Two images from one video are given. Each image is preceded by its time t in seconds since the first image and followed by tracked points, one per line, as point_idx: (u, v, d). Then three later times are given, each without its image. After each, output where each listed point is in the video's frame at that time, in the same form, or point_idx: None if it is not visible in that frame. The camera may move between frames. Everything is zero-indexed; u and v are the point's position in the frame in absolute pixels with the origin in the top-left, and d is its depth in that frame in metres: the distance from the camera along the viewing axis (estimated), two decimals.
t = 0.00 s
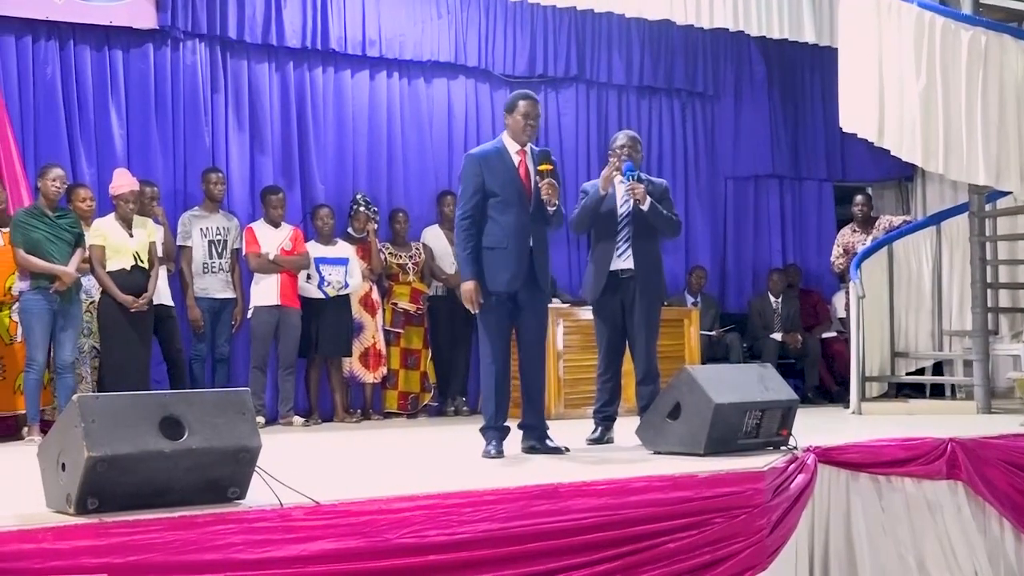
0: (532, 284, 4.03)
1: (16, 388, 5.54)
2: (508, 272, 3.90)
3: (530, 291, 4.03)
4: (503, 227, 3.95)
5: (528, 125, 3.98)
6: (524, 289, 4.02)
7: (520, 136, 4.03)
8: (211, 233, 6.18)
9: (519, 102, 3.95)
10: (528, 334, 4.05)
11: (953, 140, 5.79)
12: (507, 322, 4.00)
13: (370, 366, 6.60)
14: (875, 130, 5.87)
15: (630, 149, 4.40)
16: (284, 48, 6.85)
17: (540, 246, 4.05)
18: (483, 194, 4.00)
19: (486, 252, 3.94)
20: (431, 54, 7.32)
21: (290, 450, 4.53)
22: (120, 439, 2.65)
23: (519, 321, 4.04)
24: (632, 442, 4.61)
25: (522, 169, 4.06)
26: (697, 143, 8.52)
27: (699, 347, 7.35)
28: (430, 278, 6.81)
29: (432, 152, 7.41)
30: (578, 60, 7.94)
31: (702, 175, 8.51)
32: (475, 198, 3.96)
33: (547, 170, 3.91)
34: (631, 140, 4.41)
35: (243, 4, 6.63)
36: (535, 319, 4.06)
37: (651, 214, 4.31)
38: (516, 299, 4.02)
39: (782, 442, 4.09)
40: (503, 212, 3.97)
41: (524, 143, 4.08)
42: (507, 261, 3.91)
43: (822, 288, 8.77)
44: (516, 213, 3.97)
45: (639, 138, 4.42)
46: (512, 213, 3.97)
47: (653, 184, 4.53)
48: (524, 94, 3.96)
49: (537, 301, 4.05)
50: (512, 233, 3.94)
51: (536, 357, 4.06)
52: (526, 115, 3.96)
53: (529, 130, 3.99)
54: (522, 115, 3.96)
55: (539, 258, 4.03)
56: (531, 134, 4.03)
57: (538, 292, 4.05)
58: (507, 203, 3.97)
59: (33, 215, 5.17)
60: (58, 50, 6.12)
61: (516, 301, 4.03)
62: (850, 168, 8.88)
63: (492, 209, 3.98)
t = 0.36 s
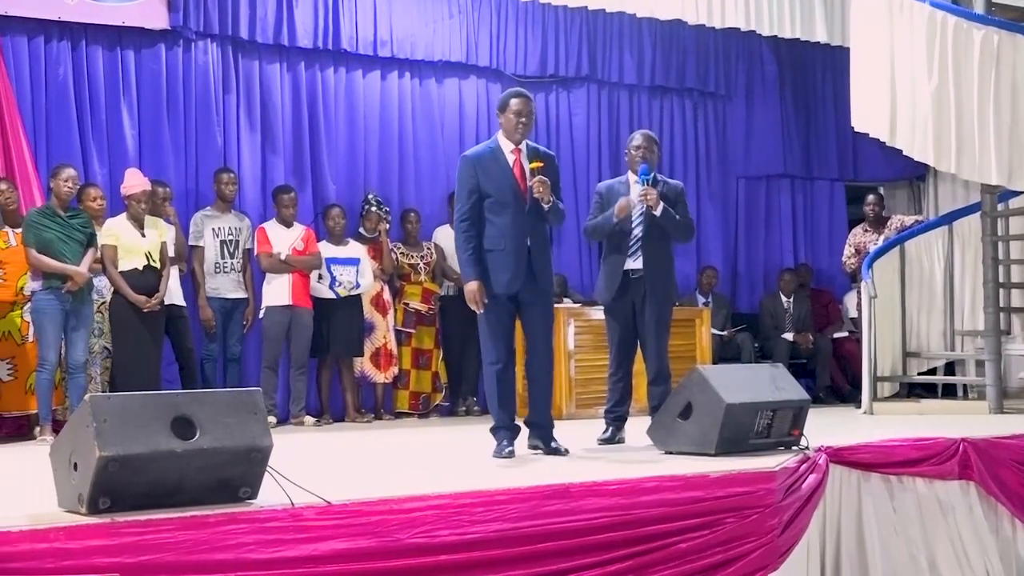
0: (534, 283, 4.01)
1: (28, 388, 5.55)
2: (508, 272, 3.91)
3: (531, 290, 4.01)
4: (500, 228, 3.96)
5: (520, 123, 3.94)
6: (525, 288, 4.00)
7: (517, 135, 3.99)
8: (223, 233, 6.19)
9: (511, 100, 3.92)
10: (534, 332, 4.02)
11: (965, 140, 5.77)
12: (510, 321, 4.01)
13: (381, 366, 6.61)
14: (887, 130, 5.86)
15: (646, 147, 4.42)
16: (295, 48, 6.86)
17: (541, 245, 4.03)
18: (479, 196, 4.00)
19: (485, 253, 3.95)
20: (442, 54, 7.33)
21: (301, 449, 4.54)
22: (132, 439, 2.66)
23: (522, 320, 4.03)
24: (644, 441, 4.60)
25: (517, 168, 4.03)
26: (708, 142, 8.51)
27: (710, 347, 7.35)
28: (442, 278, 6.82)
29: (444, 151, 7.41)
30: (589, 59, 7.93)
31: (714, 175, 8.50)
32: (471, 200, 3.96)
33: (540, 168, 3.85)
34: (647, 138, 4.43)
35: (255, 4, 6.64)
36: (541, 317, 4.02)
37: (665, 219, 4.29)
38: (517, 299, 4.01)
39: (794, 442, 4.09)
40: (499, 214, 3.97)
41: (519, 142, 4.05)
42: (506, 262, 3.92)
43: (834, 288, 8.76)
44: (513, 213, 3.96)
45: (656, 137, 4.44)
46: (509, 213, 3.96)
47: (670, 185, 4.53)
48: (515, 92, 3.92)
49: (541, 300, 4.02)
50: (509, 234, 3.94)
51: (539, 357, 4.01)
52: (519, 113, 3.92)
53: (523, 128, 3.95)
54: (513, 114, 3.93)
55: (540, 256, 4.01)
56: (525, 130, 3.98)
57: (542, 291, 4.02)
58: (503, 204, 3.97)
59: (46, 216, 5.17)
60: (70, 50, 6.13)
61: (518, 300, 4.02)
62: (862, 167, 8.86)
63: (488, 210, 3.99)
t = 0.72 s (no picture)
0: (550, 280, 3.97)
1: (44, 388, 5.57)
2: (521, 272, 3.91)
3: (546, 287, 3.98)
4: (513, 227, 3.95)
5: (535, 121, 3.95)
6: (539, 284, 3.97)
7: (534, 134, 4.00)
8: (238, 233, 6.20)
9: (526, 98, 3.93)
10: (547, 331, 3.99)
11: (980, 140, 5.76)
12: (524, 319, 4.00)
13: (396, 366, 6.62)
14: (901, 130, 5.85)
15: (667, 148, 4.42)
16: (309, 48, 6.87)
17: (556, 243, 4.01)
18: (495, 195, 4.00)
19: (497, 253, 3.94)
20: (456, 53, 7.33)
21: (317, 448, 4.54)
22: (148, 438, 2.66)
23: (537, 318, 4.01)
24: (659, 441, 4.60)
25: (531, 167, 4.00)
26: (723, 141, 8.50)
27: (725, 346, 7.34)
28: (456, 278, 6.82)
29: (457, 151, 7.42)
30: (603, 59, 7.93)
31: (728, 174, 8.49)
32: (486, 200, 3.97)
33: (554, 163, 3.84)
34: (669, 136, 4.44)
35: (269, 4, 6.65)
36: (555, 315, 3.99)
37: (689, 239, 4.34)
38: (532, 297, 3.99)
39: (809, 442, 4.08)
40: (513, 212, 3.97)
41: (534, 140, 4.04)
42: (519, 261, 3.92)
43: (849, 288, 8.74)
44: (527, 212, 3.96)
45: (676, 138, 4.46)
46: (523, 212, 3.96)
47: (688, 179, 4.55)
48: (531, 91, 3.94)
49: (556, 298, 3.99)
50: (522, 233, 3.94)
51: (551, 355, 3.98)
52: (534, 111, 3.93)
53: (537, 126, 3.96)
54: (528, 112, 3.93)
55: (555, 254, 3.99)
56: (540, 129, 3.99)
57: (557, 288, 3.99)
58: (517, 203, 3.96)
59: (62, 216, 5.19)
60: (85, 51, 6.15)
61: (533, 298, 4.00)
62: (876, 166, 8.84)
63: (504, 210, 3.99)
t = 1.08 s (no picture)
0: (590, 276, 3.95)
1: (84, 386, 5.61)
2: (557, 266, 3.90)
3: (586, 283, 3.95)
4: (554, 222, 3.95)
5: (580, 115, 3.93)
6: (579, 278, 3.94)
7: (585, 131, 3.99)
8: (276, 233, 6.22)
9: (572, 93, 3.93)
10: (589, 328, 3.97)
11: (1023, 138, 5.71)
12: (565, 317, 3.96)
13: (433, 365, 6.63)
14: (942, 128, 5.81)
15: (702, 148, 4.41)
16: (346, 48, 6.88)
17: (599, 240, 3.98)
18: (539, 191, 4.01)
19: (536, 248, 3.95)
20: (492, 53, 7.33)
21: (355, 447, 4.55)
22: (188, 437, 2.68)
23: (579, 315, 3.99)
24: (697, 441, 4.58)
25: (576, 164, 3.98)
26: (761, 139, 8.46)
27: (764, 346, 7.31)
28: (494, 277, 6.82)
29: (494, 150, 7.42)
30: (640, 58, 7.92)
31: (767, 173, 8.45)
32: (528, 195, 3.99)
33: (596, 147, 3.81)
34: (704, 134, 4.42)
35: (306, 4, 6.67)
36: (596, 312, 3.96)
37: (721, 238, 4.27)
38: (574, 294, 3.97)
39: (848, 443, 4.06)
40: (554, 208, 3.96)
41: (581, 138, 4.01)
42: (555, 256, 3.92)
43: (889, 287, 8.70)
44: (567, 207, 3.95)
45: (713, 138, 4.42)
46: (563, 207, 3.96)
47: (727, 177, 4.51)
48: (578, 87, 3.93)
49: (598, 294, 3.96)
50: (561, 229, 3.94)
51: (590, 352, 3.96)
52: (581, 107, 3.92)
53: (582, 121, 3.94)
54: (573, 106, 3.93)
55: (597, 250, 3.96)
56: (587, 124, 3.97)
57: (598, 285, 3.96)
58: (557, 198, 3.96)
59: (102, 216, 5.25)
60: (125, 52, 6.19)
61: (574, 295, 3.98)
62: (916, 165, 8.79)
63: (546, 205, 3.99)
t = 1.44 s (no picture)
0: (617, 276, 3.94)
1: (114, 386, 5.64)
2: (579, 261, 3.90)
3: (612, 283, 3.94)
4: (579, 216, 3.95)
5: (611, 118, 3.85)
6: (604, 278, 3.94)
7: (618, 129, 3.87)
8: (303, 233, 6.24)
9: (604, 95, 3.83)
10: (615, 329, 3.97)
11: None
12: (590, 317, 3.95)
13: (460, 365, 6.64)
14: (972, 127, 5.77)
15: (701, 142, 4.41)
16: (373, 48, 6.90)
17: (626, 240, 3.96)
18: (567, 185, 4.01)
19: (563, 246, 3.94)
20: (519, 53, 7.33)
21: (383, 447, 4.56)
22: (216, 436, 2.69)
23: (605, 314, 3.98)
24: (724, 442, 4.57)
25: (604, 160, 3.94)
26: (789, 138, 8.43)
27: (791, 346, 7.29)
28: (520, 277, 6.82)
29: (521, 150, 7.42)
30: (667, 57, 7.90)
31: (794, 172, 8.42)
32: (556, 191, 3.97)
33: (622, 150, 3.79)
34: (702, 130, 4.42)
35: (334, 5, 6.69)
36: (622, 313, 3.96)
37: (731, 231, 4.31)
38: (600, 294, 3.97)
39: (877, 443, 4.04)
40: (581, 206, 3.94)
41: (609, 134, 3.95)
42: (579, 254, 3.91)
43: (917, 286, 8.66)
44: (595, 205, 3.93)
45: (712, 132, 4.44)
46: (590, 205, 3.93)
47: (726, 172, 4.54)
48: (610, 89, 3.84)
49: (625, 294, 3.95)
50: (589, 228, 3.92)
51: (616, 352, 3.97)
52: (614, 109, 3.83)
53: (612, 122, 3.85)
54: (605, 107, 3.83)
55: (624, 250, 3.95)
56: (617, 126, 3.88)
57: (625, 285, 3.95)
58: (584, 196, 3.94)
59: (130, 216, 5.28)
60: (153, 52, 6.22)
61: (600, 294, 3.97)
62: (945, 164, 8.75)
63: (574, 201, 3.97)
